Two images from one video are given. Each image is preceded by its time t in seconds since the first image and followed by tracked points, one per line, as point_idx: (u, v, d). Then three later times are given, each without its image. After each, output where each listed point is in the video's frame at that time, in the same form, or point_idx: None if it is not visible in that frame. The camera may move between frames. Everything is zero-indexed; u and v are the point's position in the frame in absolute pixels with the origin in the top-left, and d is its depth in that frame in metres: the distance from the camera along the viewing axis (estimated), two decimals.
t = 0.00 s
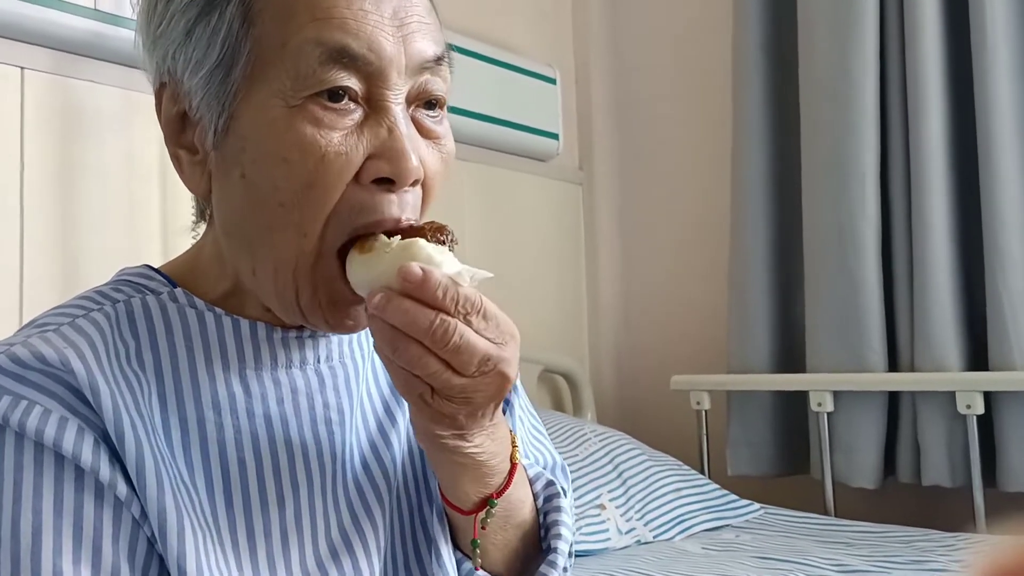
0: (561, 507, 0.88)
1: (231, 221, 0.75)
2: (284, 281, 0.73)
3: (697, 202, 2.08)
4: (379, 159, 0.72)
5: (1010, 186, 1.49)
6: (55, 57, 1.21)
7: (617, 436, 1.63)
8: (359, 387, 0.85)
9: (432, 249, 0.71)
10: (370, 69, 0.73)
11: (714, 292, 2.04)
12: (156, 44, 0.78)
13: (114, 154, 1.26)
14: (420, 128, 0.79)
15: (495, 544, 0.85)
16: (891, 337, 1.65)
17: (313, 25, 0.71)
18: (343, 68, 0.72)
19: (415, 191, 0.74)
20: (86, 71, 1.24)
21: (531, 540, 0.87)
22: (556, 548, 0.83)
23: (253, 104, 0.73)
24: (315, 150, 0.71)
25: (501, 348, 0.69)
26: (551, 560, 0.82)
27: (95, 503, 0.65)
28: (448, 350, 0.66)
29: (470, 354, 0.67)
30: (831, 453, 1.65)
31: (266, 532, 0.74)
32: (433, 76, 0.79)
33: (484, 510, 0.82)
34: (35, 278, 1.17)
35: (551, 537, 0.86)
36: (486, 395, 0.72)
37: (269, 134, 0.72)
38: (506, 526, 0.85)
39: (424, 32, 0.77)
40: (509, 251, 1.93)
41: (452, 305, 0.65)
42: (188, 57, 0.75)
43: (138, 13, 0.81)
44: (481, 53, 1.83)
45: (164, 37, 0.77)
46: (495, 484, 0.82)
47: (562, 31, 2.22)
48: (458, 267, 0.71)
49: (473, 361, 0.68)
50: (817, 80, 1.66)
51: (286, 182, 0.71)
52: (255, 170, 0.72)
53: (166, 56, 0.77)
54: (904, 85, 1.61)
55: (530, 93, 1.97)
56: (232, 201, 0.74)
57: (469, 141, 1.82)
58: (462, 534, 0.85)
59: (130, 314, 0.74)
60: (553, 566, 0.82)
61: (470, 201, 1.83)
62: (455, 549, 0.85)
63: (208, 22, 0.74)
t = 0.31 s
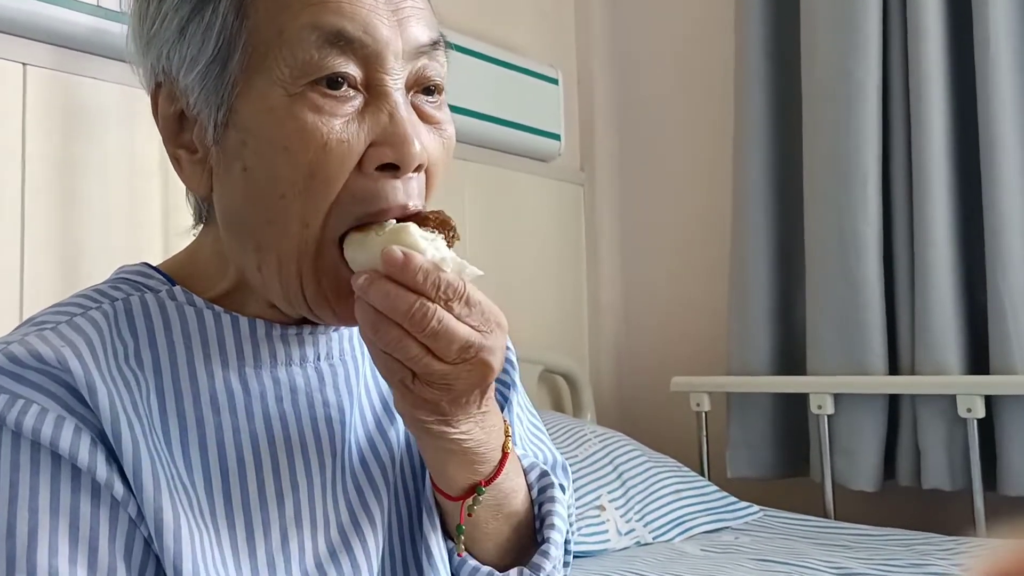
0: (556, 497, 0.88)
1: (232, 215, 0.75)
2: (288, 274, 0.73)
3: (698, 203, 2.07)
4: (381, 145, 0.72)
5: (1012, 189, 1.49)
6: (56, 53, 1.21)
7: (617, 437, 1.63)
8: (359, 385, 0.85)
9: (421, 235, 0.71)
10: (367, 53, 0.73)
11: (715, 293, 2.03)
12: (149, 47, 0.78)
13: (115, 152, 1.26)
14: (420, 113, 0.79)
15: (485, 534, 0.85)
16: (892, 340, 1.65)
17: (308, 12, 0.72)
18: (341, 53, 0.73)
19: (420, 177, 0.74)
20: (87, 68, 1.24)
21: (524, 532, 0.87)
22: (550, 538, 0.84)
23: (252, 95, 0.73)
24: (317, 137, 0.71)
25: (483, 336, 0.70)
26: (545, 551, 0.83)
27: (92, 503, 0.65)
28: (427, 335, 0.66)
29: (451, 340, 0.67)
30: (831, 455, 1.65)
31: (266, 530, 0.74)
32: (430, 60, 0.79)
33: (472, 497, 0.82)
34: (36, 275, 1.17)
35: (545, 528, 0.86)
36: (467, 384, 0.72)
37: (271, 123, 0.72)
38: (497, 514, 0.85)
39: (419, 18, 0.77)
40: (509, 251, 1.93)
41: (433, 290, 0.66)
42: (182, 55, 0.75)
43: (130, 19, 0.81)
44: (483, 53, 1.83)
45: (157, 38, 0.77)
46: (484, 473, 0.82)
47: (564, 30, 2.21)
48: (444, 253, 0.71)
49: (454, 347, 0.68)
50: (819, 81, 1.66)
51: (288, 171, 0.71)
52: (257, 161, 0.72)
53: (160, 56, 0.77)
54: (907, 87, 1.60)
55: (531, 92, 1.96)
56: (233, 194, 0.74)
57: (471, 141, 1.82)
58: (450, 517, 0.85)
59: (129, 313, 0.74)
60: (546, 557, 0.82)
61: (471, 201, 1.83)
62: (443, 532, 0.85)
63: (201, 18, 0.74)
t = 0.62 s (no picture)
0: (562, 493, 0.87)
1: (235, 205, 0.74)
2: (293, 265, 0.72)
3: (702, 202, 2.07)
4: (386, 132, 0.72)
5: (1018, 190, 1.48)
6: (59, 46, 1.20)
7: (620, 436, 1.62)
8: (362, 379, 0.84)
9: (419, 225, 0.70)
10: (370, 38, 0.72)
11: (718, 292, 2.03)
12: (149, 38, 0.77)
13: (117, 145, 1.25)
14: (424, 100, 0.78)
15: (491, 533, 0.84)
16: (896, 340, 1.64)
17: None
18: (343, 39, 0.72)
19: (424, 165, 0.74)
20: (89, 61, 1.23)
21: (530, 530, 0.87)
22: (554, 534, 0.83)
23: (254, 83, 0.72)
24: (319, 125, 0.70)
25: (485, 325, 0.69)
26: (551, 548, 0.82)
27: (93, 496, 0.64)
28: (430, 325, 0.66)
29: (453, 329, 0.67)
30: (834, 456, 1.64)
31: (268, 524, 0.73)
32: (433, 45, 0.78)
33: (479, 494, 0.81)
34: (36, 268, 1.16)
35: (550, 524, 0.85)
36: (472, 374, 0.71)
37: (274, 111, 0.71)
38: (504, 511, 0.84)
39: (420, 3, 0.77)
40: (511, 249, 1.92)
41: (433, 277, 0.66)
42: (183, 45, 0.74)
43: (129, 11, 0.80)
44: (487, 50, 1.82)
45: (157, 29, 0.76)
46: (491, 470, 0.81)
47: (568, 28, 2.21)
48: (442, 241, 0.71)
49: (457, 336, 0.67)
50: (825, 80, 1.65)
51: (291, 159, 0.70)
52: (260, 150, 0.71)
53: (161, 47, 0.76)
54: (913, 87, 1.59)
55: (534, 90, 1.96)
56: (236, 184, 0.73)
57: (474, 139, 1.81)
58: (455, 514, 0.84)
59: (131, 304, 0.73)
60: (551, 554, 0.82)
61: (474, 199, 1.82)
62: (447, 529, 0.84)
63: (201, 7, 0.73)
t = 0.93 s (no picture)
0: (572, 498, 0.87)
1: (247, 208, 0.73)
2: (302, 273, 0.72)
3: (707, 205, 2.06)
4: (401, 141, 0.71)
5: None
6: (65, 44, 1.19)
7: (624, 440, 1.62)
8: (368, 382, 0.83)
9: (431, 223, 0.71)
10: (388, 44, 0.72)
11: (723, 296, 2.02)
12: (161, 35, 0.76)
13: (122, 143, 1.24)
14: (439, 108, 0.77)
15: (502, 536, 0.83)
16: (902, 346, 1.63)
17: None
18: (361, 44, 0.71)
19: (437, 173, 0.74)
20: (95, 59, 1.23)
21: (541, 534, 0.86)
22: (565, 537, 0.83)
23: (269, 86, 0.71)
24: (334, 132, 0.69)
25: (497, 318, 0.68)
26: (562, 553, 0.81)
27: (94, 500, 0.63)
28: (441, 319, 0.65)
29: (465, 323, 0.66)
30: (839, 461, 1.63)
31: (272, 529, 0.72)
32: (450, 52, 0.77)
33: (491, 498, 0.81)
34: (40, 267, 1.15)
35: (561, 528, 0.84)
36: (485, 370, 0.70)
37: (288, 115, 0.70)
38: (515, 516, 0.83)
39: (438, 9, 0.76)
40: (516, 250, 1.91)
41: (443, 270, 0.66)
42: (197, 44, 0.73)
43: (141, 6, 0.80)
44: (494, 51, 1.82)
45: (170, 26, 0.75)
46: (504, 473, 0.81)
47: (575, 30, 2.20)
48: (452, 238, 0.71)
49: (469, 330, 0.67)
50: (832, 84, 1.64)
51: (304, 165, 0.69)
52: (274, 155, 0.70)
53: (173, 45, 0.75)
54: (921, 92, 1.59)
55: (540, 92, 1.95)
56: (248, 188, 0.72)
57: (479, 140, 1.80)
58: (468, 519, 0.83)
59: (136, 305, 0.73)
60: (562, 558, 0.81)
61: (478, 200, 1.81)
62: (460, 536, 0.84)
63: (216, 7, 0.72)
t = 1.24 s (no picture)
0: (577, 506, 0.86)
1: (251, 216, 0.73)
2: (306, 279, 0.71)
3: (712, 209, 2.05)
4: (408, 157, 0.71)
5: None
6: (68, 43, 1.19)
7: (627, 444, 1.61)
8: (371, 388, 0.82)
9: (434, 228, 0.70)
10: (401, 58, 0.71)
11: (727, 300, 2.01)
12: (172, 29, 0.75)
13: (125, 143, 1.24)
14: (446, 124, 0.76)
15: (508, 545, 0.83)
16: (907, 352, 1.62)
17: (344, 10, 0.69)
18: (375, 59, 0.70)
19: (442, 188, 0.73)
20: (98, 59, 1.22)
21: (547, 543, 0.85)
22: (570, 546, 0.82)
23: (278, 94, 0.70)
24: (342, 146, 0.69)
25: (505, 323, 0.68)
26: (568, 560, 0.80)
27: (92, 504, 0.63)
28: (448, 324, 0.65)
29: (472, 329, 0.66)
30: (843, 467, 1.62)
31: (272, 535, 0.71)
32: (463, 70, 0.76)
33: (499, 507, 0.80)
34: (42, 266, 1.15)
35: (567, 536, 0.84)
36: (492, 376, 0.70)
37: (295, 124, 0.69)
38: (521, 525, 0.83)
39: (455, 24, 0.74)
40: (519, 253, 1.91)
41: (449, 275, 0.65)
42: (208, 44, 0.72)
43: None
44: (499, 54, 1.81)
45: (181, 22, 0.74)
46: (512, 483, 0.81)
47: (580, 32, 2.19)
48: (458, 243, 0.70)
49: (477, 336, 0.66)
50: (838, 88, 1.64)
51: (308, 176, 0.69)
52: (279, 164, 0.70)
53: (183, 41, 0.74)
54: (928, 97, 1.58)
55: (544, 95, 1.94)
56: (253, 196, 0.72)
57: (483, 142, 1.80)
58: (475, 528, 0.83)
59: (138, 307, 0.72)
60: (568, 565, 0.80)
61: (482, 203, 1.80)
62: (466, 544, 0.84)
63: (230, 8, 0.71)
